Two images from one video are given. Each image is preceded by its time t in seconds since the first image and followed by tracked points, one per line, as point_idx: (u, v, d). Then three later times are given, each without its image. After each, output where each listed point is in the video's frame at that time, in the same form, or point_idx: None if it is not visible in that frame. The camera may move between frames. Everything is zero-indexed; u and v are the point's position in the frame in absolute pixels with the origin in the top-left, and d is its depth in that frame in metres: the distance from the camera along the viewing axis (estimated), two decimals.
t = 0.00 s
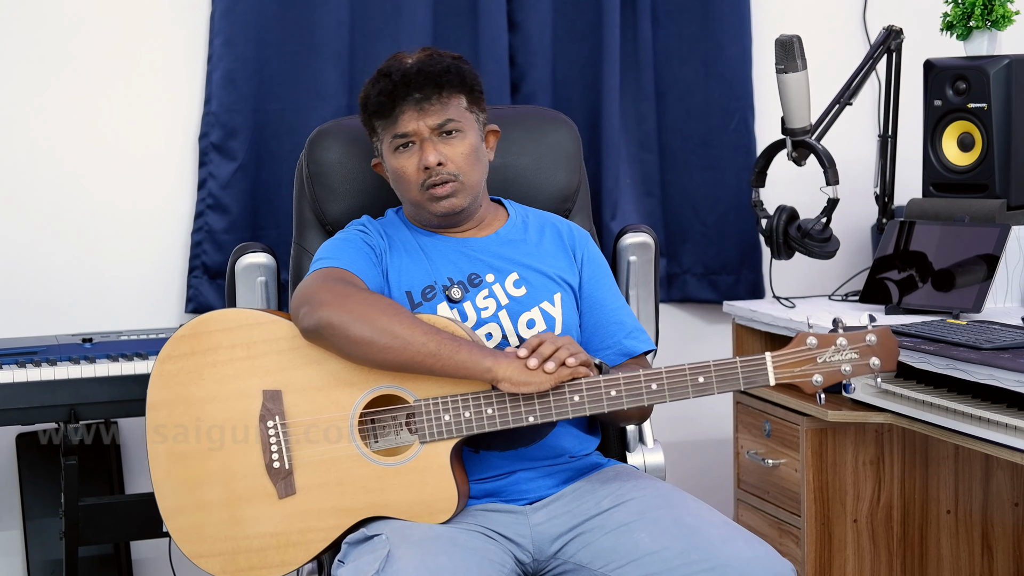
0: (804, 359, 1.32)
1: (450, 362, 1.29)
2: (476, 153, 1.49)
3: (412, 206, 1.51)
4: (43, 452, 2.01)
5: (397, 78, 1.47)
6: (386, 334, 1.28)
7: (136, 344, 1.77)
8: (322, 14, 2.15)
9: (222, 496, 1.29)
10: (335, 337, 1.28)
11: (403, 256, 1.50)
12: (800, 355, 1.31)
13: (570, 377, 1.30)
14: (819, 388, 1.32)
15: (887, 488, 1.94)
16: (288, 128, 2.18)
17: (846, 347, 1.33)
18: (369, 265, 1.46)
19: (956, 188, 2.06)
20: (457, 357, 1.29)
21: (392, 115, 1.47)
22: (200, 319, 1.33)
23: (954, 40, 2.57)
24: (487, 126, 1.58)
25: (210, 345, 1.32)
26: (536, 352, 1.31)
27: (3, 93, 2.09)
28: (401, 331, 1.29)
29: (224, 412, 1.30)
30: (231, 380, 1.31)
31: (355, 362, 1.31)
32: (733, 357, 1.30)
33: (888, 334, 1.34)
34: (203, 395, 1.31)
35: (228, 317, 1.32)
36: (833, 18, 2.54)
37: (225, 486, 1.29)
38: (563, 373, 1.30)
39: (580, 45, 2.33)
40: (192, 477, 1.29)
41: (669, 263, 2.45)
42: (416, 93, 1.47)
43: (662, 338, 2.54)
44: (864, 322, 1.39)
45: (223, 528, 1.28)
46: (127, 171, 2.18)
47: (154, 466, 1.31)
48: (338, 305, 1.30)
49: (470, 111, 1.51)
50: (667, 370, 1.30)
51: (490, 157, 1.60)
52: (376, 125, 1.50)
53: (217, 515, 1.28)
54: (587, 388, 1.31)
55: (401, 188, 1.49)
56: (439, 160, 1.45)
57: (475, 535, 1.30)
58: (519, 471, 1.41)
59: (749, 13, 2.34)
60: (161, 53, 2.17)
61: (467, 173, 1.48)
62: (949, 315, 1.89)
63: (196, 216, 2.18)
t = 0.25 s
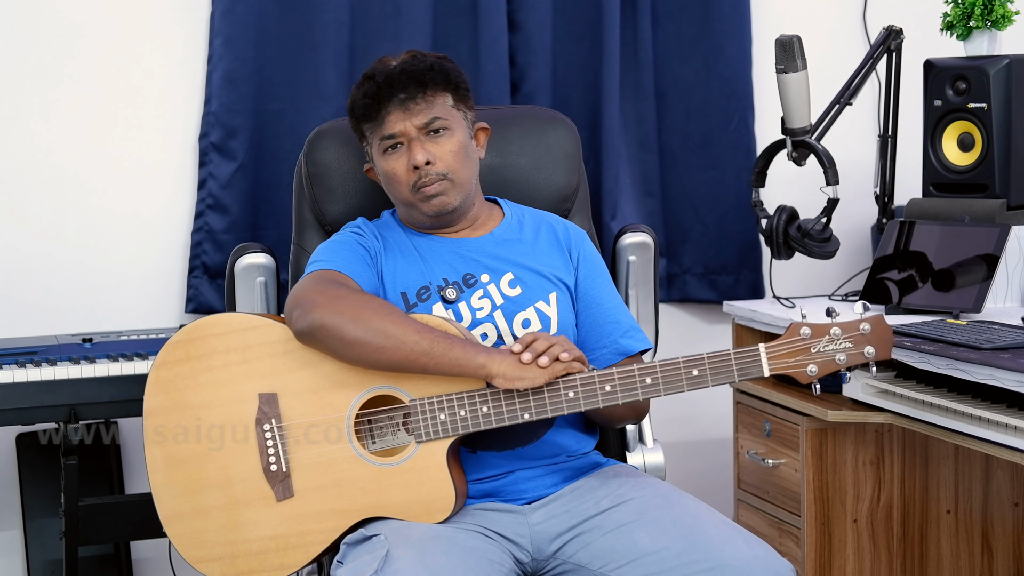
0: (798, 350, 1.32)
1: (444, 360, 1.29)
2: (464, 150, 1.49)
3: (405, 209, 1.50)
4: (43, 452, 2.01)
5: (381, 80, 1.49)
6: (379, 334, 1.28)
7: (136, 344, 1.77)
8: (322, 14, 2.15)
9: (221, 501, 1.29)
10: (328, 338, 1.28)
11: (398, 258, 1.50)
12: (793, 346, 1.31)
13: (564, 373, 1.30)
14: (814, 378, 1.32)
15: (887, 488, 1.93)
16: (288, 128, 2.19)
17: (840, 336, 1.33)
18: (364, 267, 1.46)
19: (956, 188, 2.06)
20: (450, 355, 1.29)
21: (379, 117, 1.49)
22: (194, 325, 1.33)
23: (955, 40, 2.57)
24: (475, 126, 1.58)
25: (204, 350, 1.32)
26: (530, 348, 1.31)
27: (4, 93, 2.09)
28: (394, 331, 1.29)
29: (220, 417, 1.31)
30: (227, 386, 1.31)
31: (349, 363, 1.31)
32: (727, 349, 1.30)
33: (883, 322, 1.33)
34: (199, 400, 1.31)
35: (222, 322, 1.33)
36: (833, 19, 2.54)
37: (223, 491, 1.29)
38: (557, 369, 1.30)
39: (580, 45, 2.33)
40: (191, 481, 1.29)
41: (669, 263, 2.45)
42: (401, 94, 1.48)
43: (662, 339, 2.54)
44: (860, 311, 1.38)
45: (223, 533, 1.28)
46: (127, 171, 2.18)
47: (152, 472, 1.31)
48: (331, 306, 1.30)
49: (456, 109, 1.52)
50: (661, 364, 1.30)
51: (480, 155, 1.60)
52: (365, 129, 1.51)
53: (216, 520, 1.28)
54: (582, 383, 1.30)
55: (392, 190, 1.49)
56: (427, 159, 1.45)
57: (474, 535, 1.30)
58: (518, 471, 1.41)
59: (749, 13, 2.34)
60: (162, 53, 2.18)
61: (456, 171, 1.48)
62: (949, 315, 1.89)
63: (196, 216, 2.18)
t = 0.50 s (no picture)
0: (800, 354, 1.31)
1: (445, 361, 1.29)
2: (467, 141, 1.51)
3: (409, 204, 1.50)
4: (43, 452, 2.01)
5: (380, 75, 1.50)
6: (380, 334, 1.28)
7: (136, 344, 1.77)
8: (322, 14, 2.15)
9: (222, 500, 1.29)
10: (330, 337, 1.28)
11: (398, 258, 1.50)
12: (795, 350, 1.31)
13: (566, 375, 1.31)
14: (816, 382, 1.32)
15: (887, 489, 1.93)
16: (288, 128, 2.19)
17: (842, 340, 1.33)
18: (364, 267, 1.46)
19: (956, 188, 2.06)
20: (452, 355, 1.29)
21: (380, 112, 1.49)
22: (195, 323, 1.33)
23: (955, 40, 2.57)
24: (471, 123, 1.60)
25: (206, 349, 1.32)
26: (532, 350, 1.31)
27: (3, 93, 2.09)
28: (395, 330, 1.29)
29: (221, 416, 1.31)
30: (228, 385, 1.32)
31: (350, 362, 1.31)
32: (729, 352, 1.30)
33: (883, 326, 1.34)
34: (200, 399, 1.31)
35: (223, 321, 1.33)
36: (833, 18, 2.54)
37: (224, 490, 1.29)
38: (558, 370, 1.30)
39: (580, 45, 2.33)
40: (191, 481, 1.29)
41: (670, 263, 2.45)
42: (401, 89, 1.49)
43: (662, 339, 2.54)
44: (860, 315, 1.37)
45: (223, 532, 1.28)
46: (127, 171, 2.18)
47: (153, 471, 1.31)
48: (332, 305, 1.30)
49: (455, 103, 1.53)
50: (663, 366, 1.30)
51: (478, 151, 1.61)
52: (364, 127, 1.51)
53: (216, 519, 1.28)
54: (583, 385, 1.30)
55: (397, 185, 1.49)
56: (433, 149, 1.46)
57: (474, 535, 1.30)
58: (518, 471, 1.41)
59: (749, 13, 2.34)
60: (162, 53, 2.18)
61: (461, 161, 1.49)
62: (949, 315, 1.89)
63: (196, 216, 2.18)
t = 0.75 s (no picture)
0: (802, 360, 1.31)
1: (448, 361, 1.29)
2: (482, 142, 1.51)
3: (417, 197, 1.50)
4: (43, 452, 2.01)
5: (405, 66, 1.50)
6: (383, 334, 1.29)
7: (136, 344, 1.77)
8: (322, 14, 2.15)
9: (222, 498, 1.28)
10: (333, 336, 1.29)
11: (401, 256, 1.50)
12: (798, 355, 1.31)
13: (568, 377, 1.30)
14: (817, 388, 1.32)
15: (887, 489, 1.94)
16: (288, 128, 2.19)
17: (845, 347, 1.33)
18: (367, 265, 1.46)
19: (956, 188, 2.06)
20: (454, 356, 1.29)
21: (399, 102, 1.49)
22: (198, 320, 1.32)
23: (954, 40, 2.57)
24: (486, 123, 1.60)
25: (207, 346, 1.32)
26: (535, 351, 1.31)
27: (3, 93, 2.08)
28: (399, 330, 1.29)
29: (222, 413, 1.30)
30: (230, 382, 1.31)
31: (353, 361, 1.31)
32: (731, 357, 1.30)
33: (887, 333, 1.33)
34: (201, 396, 1.30)
35: (226, 318, 1.32)
36: (833, 18, 2.54)
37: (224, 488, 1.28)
38: (560, 372, 1.30)
39: (580, 45, 2.33)
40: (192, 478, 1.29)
41: (669, 263, 2.45)
42: (424, 81, 1.49)
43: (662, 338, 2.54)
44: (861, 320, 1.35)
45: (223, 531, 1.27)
46: (127, 171, 2.18)
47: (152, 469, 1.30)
48: (336, 304, 1.30)
49: (475, 103, 1.54)
50: (666, 370, 1.30)
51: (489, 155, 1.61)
52: (381, 115, 1.51)
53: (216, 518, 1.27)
54: (585, 388, 1.30)
55: (407, 176, 1.49)
56: (449, 145, 1.46)
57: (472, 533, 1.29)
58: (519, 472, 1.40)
59: (749, 13, 2.34)
60: (161, 53, 2.17)
61: (475, 160, 1.49)
62: (949, 315, 1.89)
63: (196, 216, 2.18)
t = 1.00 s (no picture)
0: (807, 368, 1.31)
1: (453, 362, 1.29)
2: (495, 146, 1.50)
3: (421, 188, 1.50)
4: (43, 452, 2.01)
5: (434, 58, 1.50)
6: (390, 333, 1.29)
7: (136, 344, 1.77)
8: (322, 14, 2.15)
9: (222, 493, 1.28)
10: (339, 334, 1.29)
11: (407, 254, 1.49)
12: (802, 364, 1.31)
13: (573, 380, 1.30)
14: (822, 397, 1.31)
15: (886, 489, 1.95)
16: (288, 129, 2.19)
17: (850, 356, 1.32)
18: (373, 263, 1.45)
19: (956, 188, 2.06)
20: (460, 357, 1.29)
21: (420, 92, 1.49)
22: (204, 314, 1.32)
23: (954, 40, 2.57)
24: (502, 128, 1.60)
25: (212, 341, 1.31)
26: (541, 353, 1.31)
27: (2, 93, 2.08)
28: (405, 330, 1.29)
29: (226, 409, 1.30)
30: (234, 377, 1.30)
31: (358, 360, 1.31)
32: (736, 363, 1.30)
33: (892, 343, 1.32)
34: (204, 391, 1.30)
35: (232, 313, 1.32)
36: (833, 18, 2.54)
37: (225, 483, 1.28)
38: (566, 375, 1.30)
39: (579, 45, 2.33)
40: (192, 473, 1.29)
41: (669, 263, 2.45)
42: (448, 76, 1.49)
43: (662, 338, 2.54)
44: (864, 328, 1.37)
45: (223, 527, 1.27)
46: (127, 171, 2.18)
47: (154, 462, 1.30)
48: (343, 302, 1.30)
49: (495, 107, 1.54)
50: (671, 374, 1.30)
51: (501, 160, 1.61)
52: (401, 103, 1.51)
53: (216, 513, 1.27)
54: (590, 391, 1.30)
55: (415, 167, 1.49)
56: (461, 141, 1.46)
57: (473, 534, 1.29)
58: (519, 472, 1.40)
59: (748, 13, 2.34)
60: (162, 53, 2.18)
61: (485, 162, 1.48)
62: (949, 315, 1.89)
63: (196, 216, 2.18)
